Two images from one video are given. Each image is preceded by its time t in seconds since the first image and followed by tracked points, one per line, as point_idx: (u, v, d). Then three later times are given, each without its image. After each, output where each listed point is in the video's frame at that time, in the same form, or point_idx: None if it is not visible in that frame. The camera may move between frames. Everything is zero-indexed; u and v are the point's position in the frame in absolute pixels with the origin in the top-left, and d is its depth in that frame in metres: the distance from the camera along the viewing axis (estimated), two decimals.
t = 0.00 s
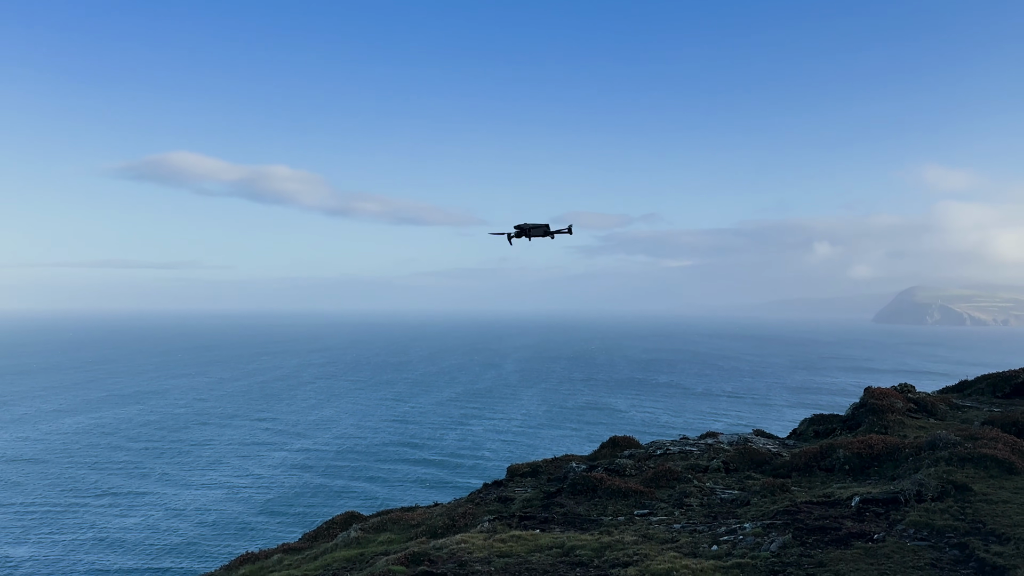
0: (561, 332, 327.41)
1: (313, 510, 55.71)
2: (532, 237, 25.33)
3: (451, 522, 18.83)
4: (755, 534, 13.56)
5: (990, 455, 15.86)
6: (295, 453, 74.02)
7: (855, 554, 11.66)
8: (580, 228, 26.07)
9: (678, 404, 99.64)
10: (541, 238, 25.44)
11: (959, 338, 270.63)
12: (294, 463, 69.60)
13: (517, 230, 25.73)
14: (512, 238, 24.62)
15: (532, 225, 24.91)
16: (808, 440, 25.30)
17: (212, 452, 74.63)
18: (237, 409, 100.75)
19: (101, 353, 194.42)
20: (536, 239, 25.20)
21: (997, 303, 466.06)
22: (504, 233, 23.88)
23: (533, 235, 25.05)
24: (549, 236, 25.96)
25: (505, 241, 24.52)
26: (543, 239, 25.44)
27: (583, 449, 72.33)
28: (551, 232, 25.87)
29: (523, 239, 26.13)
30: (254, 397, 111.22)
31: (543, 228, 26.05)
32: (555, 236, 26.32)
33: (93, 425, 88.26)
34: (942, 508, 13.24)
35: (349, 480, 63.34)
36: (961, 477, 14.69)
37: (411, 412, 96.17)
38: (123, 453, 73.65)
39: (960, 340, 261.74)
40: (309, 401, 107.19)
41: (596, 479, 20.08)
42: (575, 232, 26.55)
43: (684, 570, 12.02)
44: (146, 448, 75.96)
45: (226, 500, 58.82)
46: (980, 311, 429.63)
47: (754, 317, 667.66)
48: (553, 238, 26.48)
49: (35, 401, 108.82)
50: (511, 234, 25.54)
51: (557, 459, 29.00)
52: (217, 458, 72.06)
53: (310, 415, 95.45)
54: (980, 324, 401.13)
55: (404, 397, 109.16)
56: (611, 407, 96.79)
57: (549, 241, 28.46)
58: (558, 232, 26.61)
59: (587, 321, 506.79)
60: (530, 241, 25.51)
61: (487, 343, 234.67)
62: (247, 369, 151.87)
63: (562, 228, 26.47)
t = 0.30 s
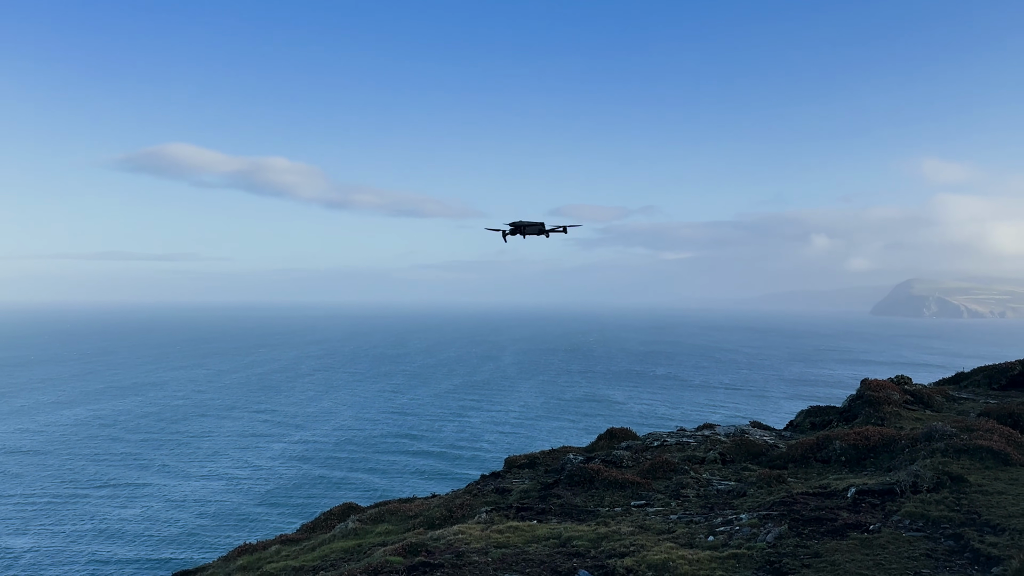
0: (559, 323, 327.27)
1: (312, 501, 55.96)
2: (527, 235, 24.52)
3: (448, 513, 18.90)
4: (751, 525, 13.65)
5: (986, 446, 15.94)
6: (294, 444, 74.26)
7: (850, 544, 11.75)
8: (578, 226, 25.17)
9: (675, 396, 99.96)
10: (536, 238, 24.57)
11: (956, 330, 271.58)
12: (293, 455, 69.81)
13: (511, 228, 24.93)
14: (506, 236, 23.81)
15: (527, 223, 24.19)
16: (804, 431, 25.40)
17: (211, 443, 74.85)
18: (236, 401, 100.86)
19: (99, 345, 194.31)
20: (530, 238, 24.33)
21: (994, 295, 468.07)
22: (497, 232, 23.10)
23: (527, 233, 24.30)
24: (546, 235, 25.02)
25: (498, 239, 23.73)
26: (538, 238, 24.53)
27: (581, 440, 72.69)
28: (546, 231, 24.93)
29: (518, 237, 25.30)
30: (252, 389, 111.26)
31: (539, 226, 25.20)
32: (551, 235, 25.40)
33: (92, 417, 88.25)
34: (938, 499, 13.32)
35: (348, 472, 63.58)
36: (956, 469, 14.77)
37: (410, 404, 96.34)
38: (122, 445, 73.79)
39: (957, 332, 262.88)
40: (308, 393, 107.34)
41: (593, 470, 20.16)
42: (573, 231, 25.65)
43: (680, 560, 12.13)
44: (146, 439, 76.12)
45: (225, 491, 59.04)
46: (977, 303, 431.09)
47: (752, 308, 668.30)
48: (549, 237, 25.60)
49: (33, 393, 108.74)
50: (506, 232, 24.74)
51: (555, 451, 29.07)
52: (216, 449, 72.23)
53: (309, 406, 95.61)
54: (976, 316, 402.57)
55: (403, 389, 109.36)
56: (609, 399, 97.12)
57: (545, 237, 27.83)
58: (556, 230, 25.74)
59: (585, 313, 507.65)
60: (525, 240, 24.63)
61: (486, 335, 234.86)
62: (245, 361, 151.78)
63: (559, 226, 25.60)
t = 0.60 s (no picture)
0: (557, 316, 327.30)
1: (312, 492, 56.21)
2: (521, 230, 24.83)
3: (446, 504, 18.97)
4: (747, 516, 13.72)
5: (981, 438, 16.04)
6: (292, 436, 74.41)
7: (847, 536, 11.81)
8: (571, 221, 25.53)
9: (672, 388, 100.51)
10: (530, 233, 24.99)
11: (952, 323, 272.72)
12: (292, 446, 69.99)
13: (505, 223, 25.28)
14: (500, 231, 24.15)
15: (521, 218, 24.49)
16: (800, 423, 25.55)
17: (210, 435, 75.00)
18: (234, 392, 100.94)
19: (97, 337, 194.13)
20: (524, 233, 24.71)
21: (990, 288, 469.88)
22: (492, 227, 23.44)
23: (522, 228, 24.61)
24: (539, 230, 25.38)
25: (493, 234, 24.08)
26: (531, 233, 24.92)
27: (578, 432, 73.15)
28: (540, 226, 25.33)
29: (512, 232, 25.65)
30: (250, 381, 111.36)
31: (533, 221, 25.55)
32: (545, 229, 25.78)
33: (90, 408, 88.24)
34: (933, 490, 13.41)
35: (347, 463, 63.83)
36: (952, 460, 14.87)
37: (408, 396, 96.72)
38: (121, 436, 73.88)
39: (952, 324, 264.09)
40: (306, 385, 107.52)
41: (590, 462, 20.25)
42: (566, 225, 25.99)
43: (677, 550, 12.20)
44: (145, 431, 76.14)
45: (225, 483, 59.23)
46: (973, 296, 432.63)
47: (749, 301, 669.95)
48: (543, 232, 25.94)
49: (31, 385, 108.70)
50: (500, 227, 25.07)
51: (552, 442, 29.19)
52: (215, 441, 72.29)
53: (307, 398, 95.79)
54: (972, 309, 404.14)
55: (400, 381, 109.69)
56: (606, 391, 97.64)
57: (539, 234, 28.14)
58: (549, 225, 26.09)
59: (583, 306, 508.29)
60: (519, 235, 25.00)
61: (483, 328, 235.17)
62: (243, 353, 151.79)
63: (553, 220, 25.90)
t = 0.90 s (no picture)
0: (554, 309, 327.16)
1: (310, 484, 56.32)
2: (517, 233, 24.39)
3: (442, 496, 19.01)
4: (744, 507, 13.78)
5: (976, 429, 16.14)
6: (290, 428, 74.51)
7: (842, 526, 11.87)
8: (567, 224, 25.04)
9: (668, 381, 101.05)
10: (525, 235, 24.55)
11: (948, 315, 273.90)
12: (290, 438, 70.08)
13: (501, 226, 24.87)
14: (495, 233, 23.73)
15: (516, 220, 24.06)
16: (796, 415, 25.66)
17: (208, 427, 75.06)
18: (231, 385, 100.91)
19: (93, 330, 193.27)
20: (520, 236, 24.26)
21: (986, 280, 471.99)
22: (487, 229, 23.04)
23: (517, 230, 24.19)
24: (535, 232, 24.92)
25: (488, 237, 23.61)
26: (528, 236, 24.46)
27: (575, 424, 73.53)
28: (537, 228, 24.88)
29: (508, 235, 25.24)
30: (247, 374, 111.30)
31: (529, 223, 25.08)
32: (541, 233, 25.33)
33: (87, 401, 88.07)
34: (929, 481, 13.49)
35: (345, 455, 63.95)
36: (947, 451, 14.95)
37: (404, 388, 96.91)
38: (119, 429, 73.82)
39: (948, 317, 265.30)
40: (303, 378, 107.48)
41: (587, 453, 20.30)
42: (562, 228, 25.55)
43: (673, 541, 12.27)
44: (143, 423, 76.08)
45: (223, 474, 59.32)
46: (969, 289, 434.72)
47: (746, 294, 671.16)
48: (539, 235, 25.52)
49: (28, 377, 108.37)
50: (495, 229, 24.62)
51: (548, 434, 29.26)
52: (214, 433, 72.31)
53: (305, 391, 95.76)
54: (968, 301, 405.85)
55: (398, 374, 109.90)
56: (603, 383, 98.06)
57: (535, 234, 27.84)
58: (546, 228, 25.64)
59: (580, 298, 509.13)
60: (515, 238, 24.56)
61: (481, 320, 234.97)
62: (240, 346, 151.57)
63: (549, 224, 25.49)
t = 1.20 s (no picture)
0: (551, 303, 327.80)
1: (308, 477, 56.41)
2: (515, 234, 23.85)
3: (439, 488, 19.05)
4: (739, 499, 13.84)
5: (972, 422, 16.20)
6: (288, 421, 74.52)
7: (838, 518, 11.95)
8: (565, 226, 24.47)
9: (665, 374, 101.57)
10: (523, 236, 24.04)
11: (942, 309, 275.72)
12: (288, 432, 70.09)
13: (498, 227, 24.31)
14: (493, 235, 23.21)
15: (513, 221, 23.54)
16: (792, 408, 25.76)
17: (205, 420, 75.00)
18: (228, 379, 100.82)
19: (89, 324, 192.53)
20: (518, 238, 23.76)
21: (981, 274, 474.70)
22: (484, 230, 22.53)
23: (515, 232, 23.68)
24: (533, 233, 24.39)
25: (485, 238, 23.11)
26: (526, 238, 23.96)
27: (572, 417, 73.93)
28: (535, 230, 24.30)
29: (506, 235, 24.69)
30: (244, 368, 111.22)
31: (527, 224, 24.53)
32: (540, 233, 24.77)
33: (83, 394, 87.87)
34: (924, 473, 13.56)
35: (343, 448, 64.03)
36: (943, 444, 15.02)
37: (401, 382, 96.98)
38: (116, 422, 73.67)
39: (943, 311, 266.92)
40: (300, 371, 107.48)
41: (583, 446, 20.33)
42: (560, 229, 24.97)
43: (669, 533, 12.30)
44: (141, 417, 75.98)
45: (221, 467, 59.33)
46: (964, 282, 436.87)
47: (742, 288, 672.84)
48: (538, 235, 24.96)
49: (23, 371, 107.98)
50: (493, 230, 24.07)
51: (545, 427, 29.26)
52: (211, 426, 72.28)
53: (302, 384, 95.79)
54: (963, 295, 408.05)
55: (395, 367, 110.04)
56: (600, 377, 98.39)
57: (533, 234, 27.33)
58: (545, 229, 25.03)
59: (578, 292, 510.12)
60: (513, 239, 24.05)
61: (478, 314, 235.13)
62: (236, 340, 151.31)
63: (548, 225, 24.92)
